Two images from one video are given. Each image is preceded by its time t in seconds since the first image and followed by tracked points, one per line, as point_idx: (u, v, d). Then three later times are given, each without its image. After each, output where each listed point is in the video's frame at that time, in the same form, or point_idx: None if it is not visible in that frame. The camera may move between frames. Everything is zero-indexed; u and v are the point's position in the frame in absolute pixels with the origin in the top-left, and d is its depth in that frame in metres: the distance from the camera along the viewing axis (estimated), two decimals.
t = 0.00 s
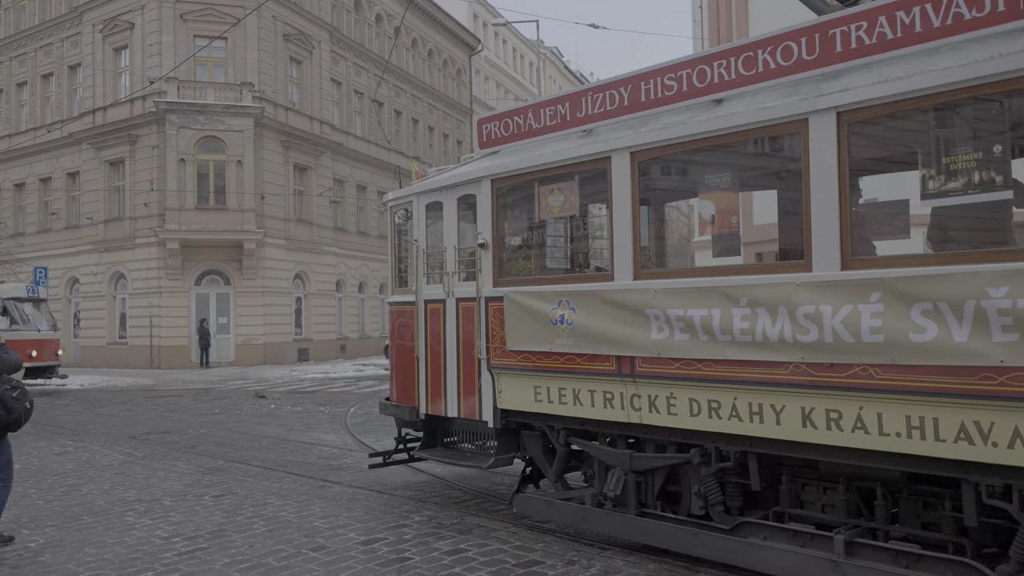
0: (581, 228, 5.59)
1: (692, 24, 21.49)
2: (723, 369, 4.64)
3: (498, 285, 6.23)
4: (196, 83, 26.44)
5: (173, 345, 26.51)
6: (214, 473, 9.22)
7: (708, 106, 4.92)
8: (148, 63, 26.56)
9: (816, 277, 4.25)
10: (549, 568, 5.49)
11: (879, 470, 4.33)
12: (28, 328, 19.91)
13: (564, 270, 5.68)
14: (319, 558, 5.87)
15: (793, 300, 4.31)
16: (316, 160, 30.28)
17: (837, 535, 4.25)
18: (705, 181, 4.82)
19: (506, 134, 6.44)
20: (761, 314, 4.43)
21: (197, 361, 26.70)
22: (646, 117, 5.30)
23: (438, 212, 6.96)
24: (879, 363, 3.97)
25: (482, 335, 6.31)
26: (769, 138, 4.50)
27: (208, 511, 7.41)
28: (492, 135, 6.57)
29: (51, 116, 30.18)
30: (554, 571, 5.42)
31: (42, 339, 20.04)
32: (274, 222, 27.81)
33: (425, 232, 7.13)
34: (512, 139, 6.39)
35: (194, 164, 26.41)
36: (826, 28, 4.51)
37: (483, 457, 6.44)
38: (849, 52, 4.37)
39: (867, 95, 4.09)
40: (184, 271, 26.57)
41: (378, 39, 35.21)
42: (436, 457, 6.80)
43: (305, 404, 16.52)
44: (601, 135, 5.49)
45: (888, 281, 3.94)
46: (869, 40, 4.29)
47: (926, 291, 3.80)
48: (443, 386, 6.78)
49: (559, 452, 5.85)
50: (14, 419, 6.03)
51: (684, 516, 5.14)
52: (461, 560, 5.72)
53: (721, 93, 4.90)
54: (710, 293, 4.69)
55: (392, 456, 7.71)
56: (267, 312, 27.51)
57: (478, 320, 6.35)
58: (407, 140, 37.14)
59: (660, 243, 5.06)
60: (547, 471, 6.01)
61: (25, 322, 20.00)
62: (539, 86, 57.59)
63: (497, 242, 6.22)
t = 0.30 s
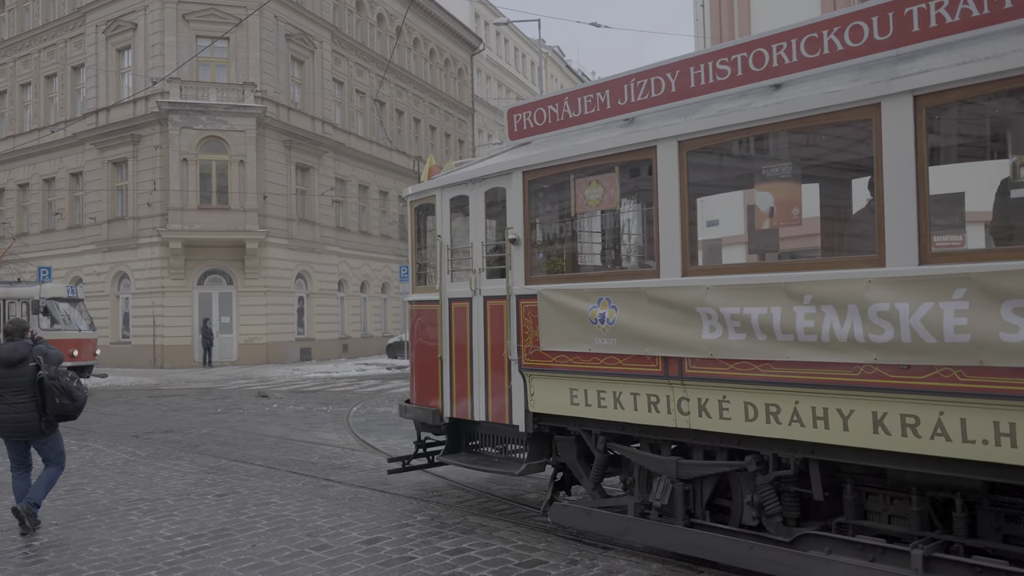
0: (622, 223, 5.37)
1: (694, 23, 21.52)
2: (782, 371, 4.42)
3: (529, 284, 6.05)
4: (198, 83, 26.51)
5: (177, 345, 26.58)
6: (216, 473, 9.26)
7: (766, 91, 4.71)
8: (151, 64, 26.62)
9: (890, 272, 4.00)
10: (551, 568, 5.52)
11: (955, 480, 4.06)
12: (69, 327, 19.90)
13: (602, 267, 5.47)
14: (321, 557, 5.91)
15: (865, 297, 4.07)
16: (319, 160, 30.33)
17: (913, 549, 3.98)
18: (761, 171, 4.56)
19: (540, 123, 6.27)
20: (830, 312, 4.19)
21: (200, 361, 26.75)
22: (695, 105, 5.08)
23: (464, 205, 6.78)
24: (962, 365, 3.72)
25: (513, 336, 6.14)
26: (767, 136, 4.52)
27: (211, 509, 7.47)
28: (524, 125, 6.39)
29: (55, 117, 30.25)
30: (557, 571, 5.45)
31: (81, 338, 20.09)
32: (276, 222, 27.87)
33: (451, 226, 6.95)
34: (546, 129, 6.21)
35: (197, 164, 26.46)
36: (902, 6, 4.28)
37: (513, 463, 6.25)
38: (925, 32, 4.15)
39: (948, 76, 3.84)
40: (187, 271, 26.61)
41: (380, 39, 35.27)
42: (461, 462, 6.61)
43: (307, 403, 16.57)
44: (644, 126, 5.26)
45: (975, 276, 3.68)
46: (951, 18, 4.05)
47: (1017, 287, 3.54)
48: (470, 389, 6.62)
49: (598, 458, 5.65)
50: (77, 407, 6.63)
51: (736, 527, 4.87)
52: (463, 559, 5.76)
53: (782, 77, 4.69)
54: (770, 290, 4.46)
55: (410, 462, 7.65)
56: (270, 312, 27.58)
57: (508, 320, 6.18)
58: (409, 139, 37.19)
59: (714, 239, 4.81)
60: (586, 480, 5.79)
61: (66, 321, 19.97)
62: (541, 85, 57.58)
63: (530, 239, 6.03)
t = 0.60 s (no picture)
0: (682, 215, 4.97)
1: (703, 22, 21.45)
2: (874, 377, 4.03)
3: (577, 281, 5.62)
4: (206, 83, 26.59)
5: (185, 345, 26.64)
6: (224, 472, 9.28)
7: (848, 73, 4.33)
8: (160, 64, 26.71)
9: (998, 266, 3.65)
10: (559, 568, 5.51)
11: None
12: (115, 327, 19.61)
13: (660, 263, 5.09)
14: (329, 557, 5.91)
15: (968, 293, 3.71)
16: (326, 159, 30.38)
17: None
18: (845, 158, 4.24)
19: (587, 110, 5.80)
20: (928, 311, 3.83)
21: (208, 360, 26.82)
22: (769, 87, 4.70)
23: (501, 197, 6.33)
24: None
25: (558, 337, 5.71)
26: (802, 129, 4.38)
27: (219, 509, 7.49)
28: (568, 112, 5.94)
29: (64, 117, 30.38)
30: (566, 570, 5.45)
31: (124, 337, 19.78)
32: (284, 222, 27.92)
33: (485, 221, 6.51)
34: (592, 116, 5.76)
35: (205, 164, 26.52)
36: None
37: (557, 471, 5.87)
38: None
39: None
40: (195, 271, 26.67)
41: (387, 39, 35.33)
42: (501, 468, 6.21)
43: (315, 402, 16.60)
44: (704, 111, 4.89)
45: None
46: None
47: None
48: (508, 393, 6.19)
49: (652, 465, 5.22)
50: (123, 406, 6.76)
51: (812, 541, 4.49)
52: (471, 559, 5.76)
53: (865, 57, 4.29)
54: (858, 287, 4.10)
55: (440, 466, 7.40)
56: (278, 312, 27.63)
57: (552, 319, 5.75)
58: (416, 139, 37.21)
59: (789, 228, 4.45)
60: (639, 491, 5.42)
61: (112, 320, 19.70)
62: (548, 84, 57.50)
63: (577, 233, 5.62)
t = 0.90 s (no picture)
0: (762, 204, 4.63)
1: (711, 20, 21.38)
2: (994, 379, 3.69)
3: (640, 276, 5.27)
4: (215, 84, 26.66)
5: (193, 345, 26.71)
6: (233, 472, 9.29)
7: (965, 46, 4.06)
8: (168, 65, 26.81)
9: None
10: (567, 568, 5.49)
11: None
12: (158, 327, 19.67)
13: (744, 259, 4.71)
14: (337, 557, 5.91)
15: None
16: (334, 160, 30.43)
17: None
18: (957, 140, 3.91)
19: (654, 93, 5.56)
20: None
21: (217, 360, 26.88)
22: (871, 63, 4.44)
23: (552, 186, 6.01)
24: None
25: (618, 336, 5.37)
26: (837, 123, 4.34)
27: (227, 508, 7.50)
28: (630, 94, 5.72)
29: (74, 118, 30.53)
30: (573, 570, 5.43)
31: (168, 337, 19.88)
32: (292, 222, 27.98)
33: (533, 212, 6.18)
34: (661, 98, 5.51)
35: (213, 164, 26.59)
36: None
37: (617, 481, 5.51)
38: None
39: None
40: (204, 271, 26.75)
41: (394, 40, 35.38)
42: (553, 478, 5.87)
43: (324, 402, 16.62)
44: (790, 91, 4.61)
45: None
46: None
47: None
48: (562, 398, 5.85)
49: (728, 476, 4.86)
50: (164, 397, 6.80)
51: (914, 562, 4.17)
52: (479, 559, 5.75)
53: (982, 29, 4.04)
54: (980, 282, 3.74)
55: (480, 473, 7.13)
56: (286, 312, 27.68)
57: (612, 318, 5.40)
58: (424, 139, 37.23)
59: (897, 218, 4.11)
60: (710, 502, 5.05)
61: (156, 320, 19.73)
62: (556, 84, 57.45)
63: (641, 224, 5.28)
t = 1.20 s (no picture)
0: (877, 189, 4.15)
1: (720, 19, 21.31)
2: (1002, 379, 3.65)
3: (730, 272, 4.78)
4: (224, 85, 26.74)
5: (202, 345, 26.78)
6: (241, 472, 9.30)
7: None
8: (177, 66, 26.91)
9: None
10: (575, 568, 5.48)
11: None
12: (201, 327, 20.02)
13: (859, 253, 4.23)
14: (346, 557, 5.90)
15: None
16: (342, 160, 30.49)
17: None
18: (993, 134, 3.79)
19: (745, 69, 4.98)
20: None
21: (225, 361, 26.94)
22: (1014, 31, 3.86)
23: (623, 174, 5.49)
24: None
25: (700, 338, 4.91)
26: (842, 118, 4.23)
27: (237, 509, 7.50)
28: (717, 71, 5.14)
29: (83, 119, 30.65)
30: (580, 570, 5.42)
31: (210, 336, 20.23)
32: (301, 222, 28.03)
33: (599, 204, 5.66)
34: (752, 77, 4.94)
35: (222, 165, 26.67)
36: None
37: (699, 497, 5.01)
38: None
39: None
40: (212, 271, 26.83)
41: (402, 40, 35.45)
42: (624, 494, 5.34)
43: (332, 402, 16.64)
44: (913, 65, 4.08)
45: None
46: None
47: None
48: (634, 404, 5.37)
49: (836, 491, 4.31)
50: (179, 398, 6.79)
51: None
52: (486, 559, 5.74)
53: None
54: None
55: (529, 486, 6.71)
56: (295, 313, 27.74)
57: (696, 318, 4.92)
58: (432, 140, 37.26)
59: None
60: (807, 519, 4.48)
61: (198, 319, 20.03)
62: (563, 84, 57.43)
63: (730, 215, 4.79)
